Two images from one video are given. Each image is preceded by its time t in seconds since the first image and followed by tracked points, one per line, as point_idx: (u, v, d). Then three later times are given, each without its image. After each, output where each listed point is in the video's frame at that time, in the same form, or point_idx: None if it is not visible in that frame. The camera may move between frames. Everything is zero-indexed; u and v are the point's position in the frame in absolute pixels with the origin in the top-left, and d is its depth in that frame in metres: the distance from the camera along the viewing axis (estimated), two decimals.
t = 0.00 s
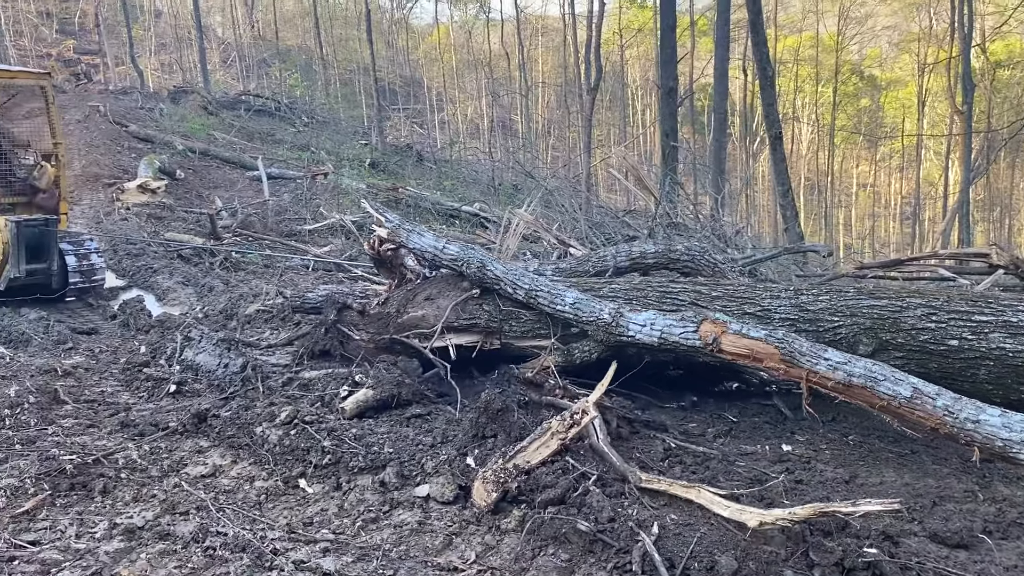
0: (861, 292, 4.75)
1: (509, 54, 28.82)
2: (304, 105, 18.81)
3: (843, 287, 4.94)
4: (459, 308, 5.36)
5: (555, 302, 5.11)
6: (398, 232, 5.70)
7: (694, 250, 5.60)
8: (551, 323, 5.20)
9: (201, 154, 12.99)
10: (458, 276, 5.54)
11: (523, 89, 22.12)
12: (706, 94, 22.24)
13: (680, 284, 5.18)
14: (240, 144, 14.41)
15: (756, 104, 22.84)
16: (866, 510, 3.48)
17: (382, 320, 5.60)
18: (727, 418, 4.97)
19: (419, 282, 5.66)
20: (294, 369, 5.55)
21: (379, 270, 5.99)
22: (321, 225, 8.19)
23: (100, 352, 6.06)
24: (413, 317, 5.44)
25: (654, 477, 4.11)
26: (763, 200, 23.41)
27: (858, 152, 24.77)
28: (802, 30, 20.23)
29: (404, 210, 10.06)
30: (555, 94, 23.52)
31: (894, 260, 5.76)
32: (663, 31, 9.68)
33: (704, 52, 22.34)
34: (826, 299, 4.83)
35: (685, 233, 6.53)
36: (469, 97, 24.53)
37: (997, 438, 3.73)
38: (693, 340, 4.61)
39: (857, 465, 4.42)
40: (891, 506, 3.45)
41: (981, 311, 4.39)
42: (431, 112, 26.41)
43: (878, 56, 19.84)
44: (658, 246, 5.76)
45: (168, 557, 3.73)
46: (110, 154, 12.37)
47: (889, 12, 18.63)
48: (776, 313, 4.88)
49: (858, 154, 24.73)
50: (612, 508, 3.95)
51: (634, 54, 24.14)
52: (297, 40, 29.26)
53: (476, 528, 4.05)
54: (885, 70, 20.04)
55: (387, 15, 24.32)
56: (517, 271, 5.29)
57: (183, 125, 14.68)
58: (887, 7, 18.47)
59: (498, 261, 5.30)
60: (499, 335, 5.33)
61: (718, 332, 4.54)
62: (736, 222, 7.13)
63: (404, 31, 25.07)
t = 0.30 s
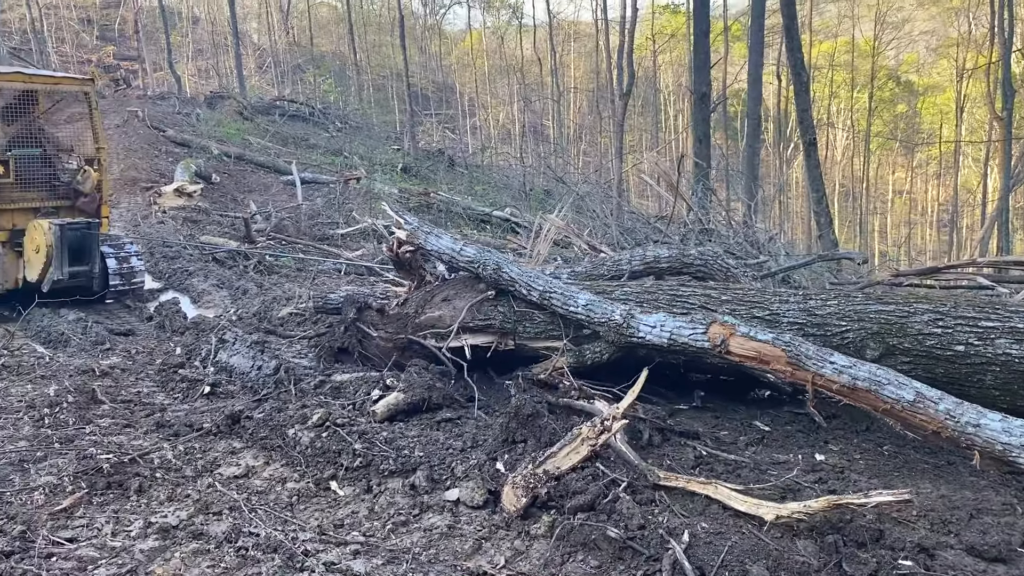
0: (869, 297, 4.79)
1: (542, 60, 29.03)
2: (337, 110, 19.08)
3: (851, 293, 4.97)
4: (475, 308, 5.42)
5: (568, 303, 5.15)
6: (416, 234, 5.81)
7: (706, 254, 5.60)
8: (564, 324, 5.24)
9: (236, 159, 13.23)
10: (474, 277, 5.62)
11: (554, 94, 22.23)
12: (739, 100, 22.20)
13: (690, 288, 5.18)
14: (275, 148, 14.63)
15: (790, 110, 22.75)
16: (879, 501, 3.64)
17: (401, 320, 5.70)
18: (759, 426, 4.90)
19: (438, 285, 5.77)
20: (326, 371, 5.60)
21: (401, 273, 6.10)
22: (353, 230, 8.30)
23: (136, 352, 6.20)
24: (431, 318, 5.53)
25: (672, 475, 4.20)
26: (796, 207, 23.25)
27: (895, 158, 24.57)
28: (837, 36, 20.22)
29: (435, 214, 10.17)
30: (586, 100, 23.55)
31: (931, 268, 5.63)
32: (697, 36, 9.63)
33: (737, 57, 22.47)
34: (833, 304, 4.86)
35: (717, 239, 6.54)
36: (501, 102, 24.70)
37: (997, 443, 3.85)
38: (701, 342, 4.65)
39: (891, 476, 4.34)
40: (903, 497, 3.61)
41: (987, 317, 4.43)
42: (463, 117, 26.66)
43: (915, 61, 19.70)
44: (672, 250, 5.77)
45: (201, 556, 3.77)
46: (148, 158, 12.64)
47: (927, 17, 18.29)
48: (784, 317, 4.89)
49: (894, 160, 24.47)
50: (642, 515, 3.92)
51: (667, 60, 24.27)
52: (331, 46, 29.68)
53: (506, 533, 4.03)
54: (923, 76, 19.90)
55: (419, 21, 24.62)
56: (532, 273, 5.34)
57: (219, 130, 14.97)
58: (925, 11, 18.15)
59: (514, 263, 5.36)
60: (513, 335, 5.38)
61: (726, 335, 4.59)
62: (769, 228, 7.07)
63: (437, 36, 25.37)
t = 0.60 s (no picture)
0: (875, 304, 4.81)
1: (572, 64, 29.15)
2: (367, 115, 19.23)
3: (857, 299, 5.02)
4: (488, 311, 5.59)
5: (578, 306, 5.26)
6: (432, 238, 5.89)
7: (717, 259, 5.65)
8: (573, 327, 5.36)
9: (267, 162, 13.41)
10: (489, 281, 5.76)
11: (582, 99, 22.26)
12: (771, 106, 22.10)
13: (699, 292, 5.23)
14: (306, 152, 14.82)
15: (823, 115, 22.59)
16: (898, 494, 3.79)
17: (417, 321, 5.82)
18: (789, 434, 4.83)
19: (454, 288, 5.88)
20: (354, 374, 5.63)
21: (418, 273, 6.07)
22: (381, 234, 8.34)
23: (168, 353, 6.30)
24: (445, 320, 5.66)
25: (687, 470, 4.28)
26: (827, 212, 23.02)
27: (929, 164, 24.23)
28: (870, 40, 19.79)
29: (463, 219, 10.26)
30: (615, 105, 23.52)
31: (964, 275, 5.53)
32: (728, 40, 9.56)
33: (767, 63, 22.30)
34: (839, 310, 4.88)
35: (748, 246, 6.47)
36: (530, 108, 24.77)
37: (996, 445, 3.85)
38: (707, 345, 4.69)
39: (922, 487, 4.25)
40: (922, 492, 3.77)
41: (992, 323, 4.41)
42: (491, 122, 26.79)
43: (951, 66, 19.22)
44: (685, 254, 5.81)
45: (231, 556, 3.81)
46: (181, 161, 12.86)
47: (963, 21, 17.91)
48: (790, 321, 4.93)
49: (928, 167, 24.11)
50: (669, 522, 3.87)
51: (696, 66, 24.30)
52: (363, 51, 30.05)
53: (532, 538, 4.01)
54: (958, 81, 19.38)
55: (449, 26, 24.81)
56: (544, 277, 5.47)
57: (251, 134, 15.19)
58: (961, 16, 17.77)
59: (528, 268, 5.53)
60: (525, 337, 5.53)
61: (732, 338, 4.59)
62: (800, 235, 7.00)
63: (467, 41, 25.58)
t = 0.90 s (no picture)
0: (882, 309, 4.84)
1: (598, 69, 29.26)
2: (395, 119, 19.37)
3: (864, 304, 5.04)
4: (499, 312, 5.65)
5: (582, 308, 5.34)
6: (439, 238, 5.94)
7: (727, 260, 5.72)
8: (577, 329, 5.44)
9: (296, 165, 13.63)
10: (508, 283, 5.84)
11: (608, 102, 22.31)
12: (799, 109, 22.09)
13: (708, 296, 5.30)
14: (334, 155, 14.98)
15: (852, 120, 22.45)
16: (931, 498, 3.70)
17: (434, 322, 5.87)
18: (818, 441, 4.76)
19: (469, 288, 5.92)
20: (381, 376, 5.68)
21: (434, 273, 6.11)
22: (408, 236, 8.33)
23: (198, 354, 6.39)
24: (460, 320, 5.70)
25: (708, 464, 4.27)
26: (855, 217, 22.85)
27: (960, 169, 23.94)
28: (901, 45, 19.70)
29: (490, 223, 10.32)
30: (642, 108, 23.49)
31: (999, 283, 5.44)
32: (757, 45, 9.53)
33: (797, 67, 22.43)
34: (846, 315, 4.91)
35: (776, 252, 6.46)
36: (556, 112, 24.88)
37: (987, 447, 3.88)
38: (706, 346, 4.73)
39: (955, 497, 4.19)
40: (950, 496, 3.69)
41: (998, 329, 4.48)
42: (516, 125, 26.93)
43: (983, 70, 19.08)
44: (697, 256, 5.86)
45: (259, 556, 3.85)
46: (211, 164, 13.07)
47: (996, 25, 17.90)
48: (797, 325, 4.96)
49: (960, 172, 23.84)
50: (696, 529, 3.85)
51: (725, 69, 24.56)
52: (391, 55, 30.40)
53: (558, 543, 3.99)
54: (991, 85, 19.22)
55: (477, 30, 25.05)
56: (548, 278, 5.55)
57: (280, 138, 15.43)
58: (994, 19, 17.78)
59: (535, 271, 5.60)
60: (537, 338, 5.59)
61: (731, 340, 4.63)
62: (830, 240, 6.97)
63: (495, 45, 25.80)
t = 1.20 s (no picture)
0: (892, 309, 4.82)
1: (620, 72, 29.37)
2: (418, 122, 19.43)
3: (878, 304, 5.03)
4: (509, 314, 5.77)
5: (571, 325, 5.40)
6: (430, 258, 6.19)
7: (739, 260, 5.90)
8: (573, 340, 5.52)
9: (320, 168, 13.87)
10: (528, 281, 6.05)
11: (632, 105, 22.36)
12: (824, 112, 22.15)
13: (721, 296, 5.38)
14: (358, 158, 15.23)
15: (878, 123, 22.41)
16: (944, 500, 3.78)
17: (449, 320, 5.98)
18: (845, 447, 4.73)
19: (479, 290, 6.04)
20: (405, 378, 5.72)
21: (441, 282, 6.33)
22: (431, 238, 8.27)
23: (224, 355, 6.50)
24: (476, 318, 5.85)
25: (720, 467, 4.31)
26: (880, 220, 22.73)
27: (987, 173, 23.66)
28: (928, 47, 19.77)
29: (512, 225, 10.40)
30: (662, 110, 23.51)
31: None
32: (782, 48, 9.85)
33: (820, 72, 22.51)
34: (858, 315, 4.91)
35: (801, 254, 6.56)
36: (578, 114, 24.97)
37: (962, 461, 3.87)
38: (689, 368, 4.80)
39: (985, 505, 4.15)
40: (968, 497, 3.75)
41: (1008, 330, 4.39)
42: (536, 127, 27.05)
43: (1013, 72, 18.89)
44: (707, 257, 6.09)
45: (286, 556, 3.87)
46: (237, 166, 13.26)
47: None
48: (809, 326, 4.99)
49: (987, 175, 23.54)
50: (722, 535, 3.83)
51: (750, 73, 24.96)
52: (415, 58, 30.72)
53: (583, 547, 3.97)
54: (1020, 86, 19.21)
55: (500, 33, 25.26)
56: (536, 292, 5.60)
57: (304, 140, 15.66)
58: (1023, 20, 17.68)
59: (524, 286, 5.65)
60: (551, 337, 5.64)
61: (711, 361, 4.69)
62: (856, 245, 7.05)
63: (517, 48, 26.00)
